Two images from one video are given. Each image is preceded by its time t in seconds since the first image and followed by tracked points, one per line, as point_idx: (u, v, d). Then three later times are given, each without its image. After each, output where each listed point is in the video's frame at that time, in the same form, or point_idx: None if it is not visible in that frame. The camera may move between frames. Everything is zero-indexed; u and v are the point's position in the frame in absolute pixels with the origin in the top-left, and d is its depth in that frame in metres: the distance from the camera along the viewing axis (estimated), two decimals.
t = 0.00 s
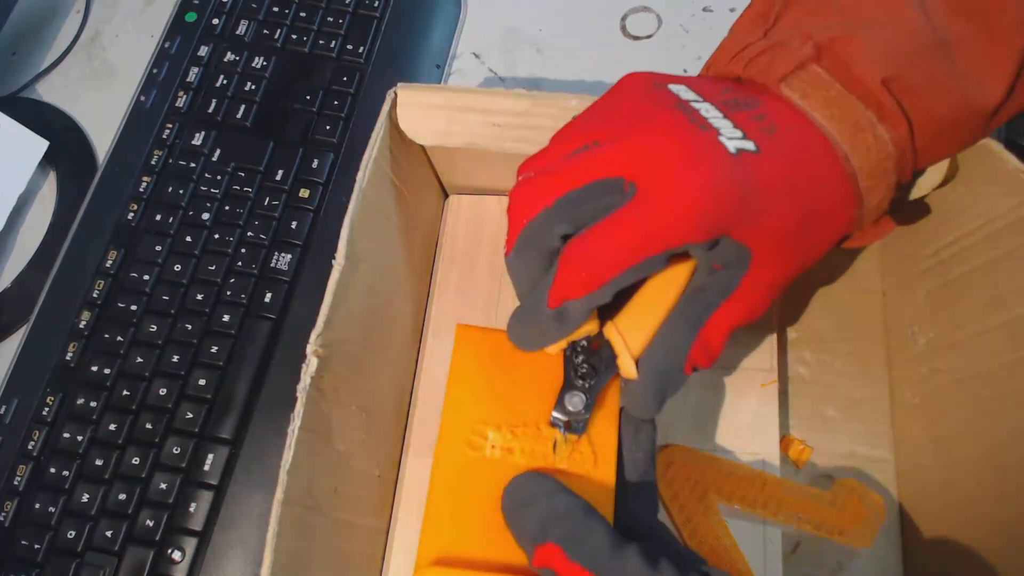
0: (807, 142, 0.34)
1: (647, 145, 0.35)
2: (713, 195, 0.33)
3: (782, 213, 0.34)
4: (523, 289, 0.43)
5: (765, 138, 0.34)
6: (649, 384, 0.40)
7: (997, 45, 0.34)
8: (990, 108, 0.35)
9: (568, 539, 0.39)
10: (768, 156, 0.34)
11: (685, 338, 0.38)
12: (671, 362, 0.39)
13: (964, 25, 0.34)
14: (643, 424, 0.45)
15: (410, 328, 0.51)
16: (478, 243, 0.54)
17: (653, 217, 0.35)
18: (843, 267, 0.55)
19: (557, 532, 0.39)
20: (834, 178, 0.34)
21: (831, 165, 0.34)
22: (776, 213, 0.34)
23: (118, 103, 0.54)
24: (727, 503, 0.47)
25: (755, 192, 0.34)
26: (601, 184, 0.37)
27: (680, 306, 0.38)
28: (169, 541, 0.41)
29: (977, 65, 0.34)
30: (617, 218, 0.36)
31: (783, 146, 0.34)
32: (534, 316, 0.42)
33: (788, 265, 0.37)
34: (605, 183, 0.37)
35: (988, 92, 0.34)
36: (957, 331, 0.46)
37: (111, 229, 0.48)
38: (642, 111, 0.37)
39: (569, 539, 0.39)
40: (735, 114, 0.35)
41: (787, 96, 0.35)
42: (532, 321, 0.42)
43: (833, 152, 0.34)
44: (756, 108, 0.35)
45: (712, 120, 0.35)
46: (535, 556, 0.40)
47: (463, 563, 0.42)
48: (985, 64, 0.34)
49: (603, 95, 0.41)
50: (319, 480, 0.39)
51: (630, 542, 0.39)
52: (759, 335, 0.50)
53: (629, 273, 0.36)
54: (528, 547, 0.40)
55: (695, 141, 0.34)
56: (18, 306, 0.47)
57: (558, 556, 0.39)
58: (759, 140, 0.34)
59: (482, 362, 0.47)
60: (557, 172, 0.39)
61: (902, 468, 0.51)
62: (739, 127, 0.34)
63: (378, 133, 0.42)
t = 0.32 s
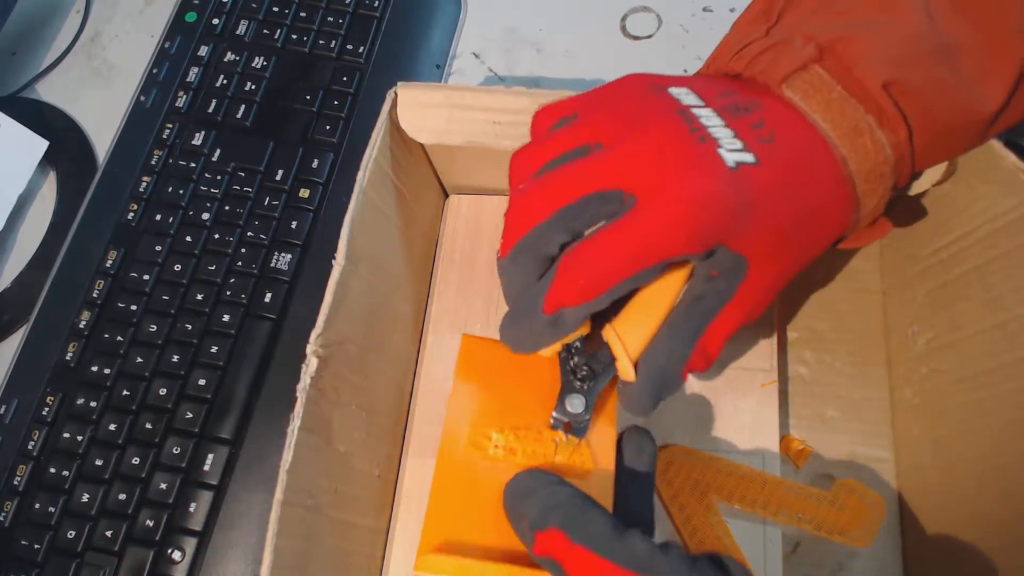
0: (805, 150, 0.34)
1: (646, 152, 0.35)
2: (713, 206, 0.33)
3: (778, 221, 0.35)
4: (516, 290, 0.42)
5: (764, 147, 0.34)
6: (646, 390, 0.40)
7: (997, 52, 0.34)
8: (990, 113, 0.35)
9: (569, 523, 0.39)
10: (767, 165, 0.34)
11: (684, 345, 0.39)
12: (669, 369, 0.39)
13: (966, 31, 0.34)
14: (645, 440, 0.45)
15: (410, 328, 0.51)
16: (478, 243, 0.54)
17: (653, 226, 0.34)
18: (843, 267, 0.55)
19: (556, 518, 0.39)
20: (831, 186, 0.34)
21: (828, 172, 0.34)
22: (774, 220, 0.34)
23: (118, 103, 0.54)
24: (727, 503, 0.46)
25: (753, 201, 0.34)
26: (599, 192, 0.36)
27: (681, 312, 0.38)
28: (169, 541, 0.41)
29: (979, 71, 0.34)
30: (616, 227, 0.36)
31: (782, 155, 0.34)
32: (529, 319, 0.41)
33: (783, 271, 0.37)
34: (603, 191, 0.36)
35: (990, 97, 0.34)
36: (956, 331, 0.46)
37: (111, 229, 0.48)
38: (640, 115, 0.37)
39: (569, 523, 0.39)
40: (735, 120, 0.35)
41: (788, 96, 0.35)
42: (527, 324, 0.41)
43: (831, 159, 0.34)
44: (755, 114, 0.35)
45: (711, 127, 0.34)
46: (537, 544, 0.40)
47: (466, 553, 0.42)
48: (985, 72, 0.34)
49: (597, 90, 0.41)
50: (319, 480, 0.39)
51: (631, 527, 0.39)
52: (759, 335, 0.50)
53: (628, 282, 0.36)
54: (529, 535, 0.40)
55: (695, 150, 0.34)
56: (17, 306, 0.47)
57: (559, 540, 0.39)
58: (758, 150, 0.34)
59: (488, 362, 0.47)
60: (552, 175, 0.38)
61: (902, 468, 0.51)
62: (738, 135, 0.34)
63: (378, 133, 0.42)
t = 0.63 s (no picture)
0: (818, 129, 0.33)
1: (662, 118, 0.34)
2: (724, 178, 0.33)
3: (782, 199, 0.34)
4: (506, 245, 0.41)
5: (779, 124, 0.33)
6: (634, 354, 0.40)
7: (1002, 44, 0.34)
8: (989, 104, 0.35)
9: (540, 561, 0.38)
10: (780, 143, 0.33)
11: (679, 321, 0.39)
12: (661, 336, 0.39)
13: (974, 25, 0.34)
14: (641, 456, 0.45)
15: (410, 328, 0.51)
16: (478, 242, 0.54)
17: (662, 193, 0.34)
18: (843, 267, 0.55)
19: (529, 557, 0.37)
20: (837, 164, 0.34)
21: (836, 154, 0.34)
22: (779, 198, 0.34)
23: (118, 102, 0.54)
24: (727, 503, 0.47)
25: (762, 176, 0.33)
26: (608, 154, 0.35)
27: (678, 284, 0.38)
28: (169, 541, 0.41)
29: (983, 63, 0.35)
30: (622, 189, 0.35)
31: (796, 134, 0.33)
32: (524, 278, 0.40)
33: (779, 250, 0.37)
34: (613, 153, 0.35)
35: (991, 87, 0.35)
36: (956, 331, 0.46)
37: (111, 229, 0.48)
38: (655, 79, 0.35)
39: (539, 560, 0.38)
40: (751, 93, 0.34)
41: (797, 72, 0.34)
42: (520, 283, 0.40)
43: (839, 137, 0.34)
44: (772, 89, 0.34)
45: (729, 99, 0.33)
46: None
47: None
48: (989, 68, 0.35)
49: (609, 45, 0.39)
50: (319, 480, 0.39)
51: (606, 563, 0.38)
52: (758, 335, 0.50)
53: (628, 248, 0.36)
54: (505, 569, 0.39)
55: (712, 121, 0.33)
56: (17, 306, 0.47)
57: None
58: (773, 127, 0.33)
59: (469, 385, 0.43)
60: (559, 127, 0.37)
61: (902, 468, 0.51)
62: (755, 109, 0.33)
63: (378, 134, 0.42)
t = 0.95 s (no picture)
0: (822, 142, 0.34)
1: (670, 133, 0.34)
2: (733, 194, 0.33)
3: (786, 212, 0.35)
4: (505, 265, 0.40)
5: (784, 135, 0.33)
6: (640, 365, 0.39)
7: (1002, 49, 0.34)
8: (988, 108, 0.35)
9: (561, 537, 0.37)
10: (786, 156, 0.33)
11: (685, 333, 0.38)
12: (665, 349, 0.39)
13: (974, 26, 0.34)
14: (652, 453, 0.41)
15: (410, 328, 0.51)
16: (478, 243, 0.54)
17: (672, 211, 0.33)
18: (843, 268, 0.55)
19: (547, 534, 0.37)
20: (839, 173, 0.34)
21: (839, 165, 0.34)
22: (783, 210, 0.35)
23: (118, 103, 0.54)
24: (727, 503, 0.46)
25: (768, 190, 0.34)
26: (616, 171, 0.35)
27: (682, 297, 0.38)
28: (169, 541, 0.41)
29: (983, 65, 0.35)
30: (631, 208, 0.34)
31: (800, 146, 0.33)
32: (527, 298, 0.39)
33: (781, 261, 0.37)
34: (620, 170, 0.35)
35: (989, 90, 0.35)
36: (955, 331, 0.46)
37: (111, 229, 0.48)
38: (659, 91, 0.35)
39: (559, 537, 0.37)
40: (756, 104, 0.34)
41: (797, 76, 0.34)
42: (524, 302, 0.40)
43: (841, 144, 0.34)
44: (776, 99, 0.34)
45: (735, 111, 0.34)
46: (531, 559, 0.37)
47: (461, 565, 0.39)
48: (988, 69, 0.35)
49: (608, 50, 0.38)
50: (319, 480, 0.39)
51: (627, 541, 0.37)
52: (758, 335, 0.50)
53: (636, 267, 0.35)
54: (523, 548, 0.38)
55: (720, 136, 0.33)
56: (17, 306, 0.47)
57: (554, 556, 0.37)
58: (779, 139, 0.33)
59: (484, 368, 0.43)
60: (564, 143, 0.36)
61: (902, 468, 0.51)
62: (760, 122, 0.33)
63: (378, 133, 0.42)
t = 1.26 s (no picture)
0: (825, 148, 0.34)
1: (675, 139, 0.34)
2: (737, 201, 0.33)
3: (789, 218, 0.35)
4: (508, 269, 0.40)
5: (787, 141, 0.33)
6: (642, 369, 0.39)
7: (1001, 51, 0.34)
8: (988, 111, 0.35)
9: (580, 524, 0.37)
10: (790, 162, 0.33)
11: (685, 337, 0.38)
12: (666, 354, 0.38)
13: (973, 28, 0.34)
14: (658, 444, 0.45)
15: (410, 328, 0.50)
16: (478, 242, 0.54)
17: (676, 217, 0.33)
18: (843, 268, 0.55)
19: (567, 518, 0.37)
20: (841, 179, 0.34)
21: (841, 171, 0.34)
22: (785, 216, 0.35)
23: (118, 103, 0.54)
24: (727, 503, 0.47)
25: (772, 197, 0.34)
26: (619, 177, 0.35)
27: (684, 301, 0.37)
28: (169, 541, 0.41)
29: (984, 67, 0.35)
30: (634, 215, 0.34)
31: (803, 152, 0.33)
32: (529, 302, 0.39)
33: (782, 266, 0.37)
34: (623, 176, 0.35)
35: (990, 93, 0.35)
36: (955, 331, 0.46)
37: (111, 229, 0.48)
38: (663, 96, 0.35)
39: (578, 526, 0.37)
40: (760, 110, 0.34)
41: (800, 81, 0.35)
42: (526, 307, 0.39)
43: (843, 148, 0.34)
44: (779, 104, 0.34)
45: (739, 117, 0.34)
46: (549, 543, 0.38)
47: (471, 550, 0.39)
48: (988, 70, 0.35)
49: (611, 54, 0.38)
50: (319, 480, 0.39)
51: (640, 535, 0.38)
52: (758, 336, 0.50)
53: (641, 274, 0.35)
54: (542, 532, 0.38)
55: (724, 142, 0.33)
56: (17, 306, 0.47)
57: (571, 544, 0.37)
58: (782, 145, 0.33)
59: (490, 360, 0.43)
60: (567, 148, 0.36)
61: (902, 468, 0.51)
62: (764, 128, 0.34)
63: (378, 133, 0.42)
